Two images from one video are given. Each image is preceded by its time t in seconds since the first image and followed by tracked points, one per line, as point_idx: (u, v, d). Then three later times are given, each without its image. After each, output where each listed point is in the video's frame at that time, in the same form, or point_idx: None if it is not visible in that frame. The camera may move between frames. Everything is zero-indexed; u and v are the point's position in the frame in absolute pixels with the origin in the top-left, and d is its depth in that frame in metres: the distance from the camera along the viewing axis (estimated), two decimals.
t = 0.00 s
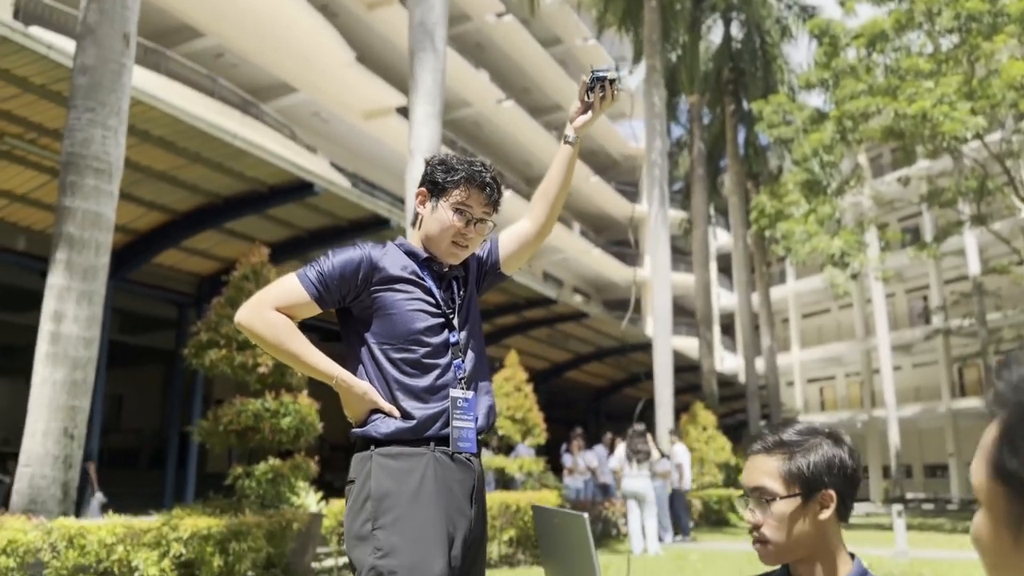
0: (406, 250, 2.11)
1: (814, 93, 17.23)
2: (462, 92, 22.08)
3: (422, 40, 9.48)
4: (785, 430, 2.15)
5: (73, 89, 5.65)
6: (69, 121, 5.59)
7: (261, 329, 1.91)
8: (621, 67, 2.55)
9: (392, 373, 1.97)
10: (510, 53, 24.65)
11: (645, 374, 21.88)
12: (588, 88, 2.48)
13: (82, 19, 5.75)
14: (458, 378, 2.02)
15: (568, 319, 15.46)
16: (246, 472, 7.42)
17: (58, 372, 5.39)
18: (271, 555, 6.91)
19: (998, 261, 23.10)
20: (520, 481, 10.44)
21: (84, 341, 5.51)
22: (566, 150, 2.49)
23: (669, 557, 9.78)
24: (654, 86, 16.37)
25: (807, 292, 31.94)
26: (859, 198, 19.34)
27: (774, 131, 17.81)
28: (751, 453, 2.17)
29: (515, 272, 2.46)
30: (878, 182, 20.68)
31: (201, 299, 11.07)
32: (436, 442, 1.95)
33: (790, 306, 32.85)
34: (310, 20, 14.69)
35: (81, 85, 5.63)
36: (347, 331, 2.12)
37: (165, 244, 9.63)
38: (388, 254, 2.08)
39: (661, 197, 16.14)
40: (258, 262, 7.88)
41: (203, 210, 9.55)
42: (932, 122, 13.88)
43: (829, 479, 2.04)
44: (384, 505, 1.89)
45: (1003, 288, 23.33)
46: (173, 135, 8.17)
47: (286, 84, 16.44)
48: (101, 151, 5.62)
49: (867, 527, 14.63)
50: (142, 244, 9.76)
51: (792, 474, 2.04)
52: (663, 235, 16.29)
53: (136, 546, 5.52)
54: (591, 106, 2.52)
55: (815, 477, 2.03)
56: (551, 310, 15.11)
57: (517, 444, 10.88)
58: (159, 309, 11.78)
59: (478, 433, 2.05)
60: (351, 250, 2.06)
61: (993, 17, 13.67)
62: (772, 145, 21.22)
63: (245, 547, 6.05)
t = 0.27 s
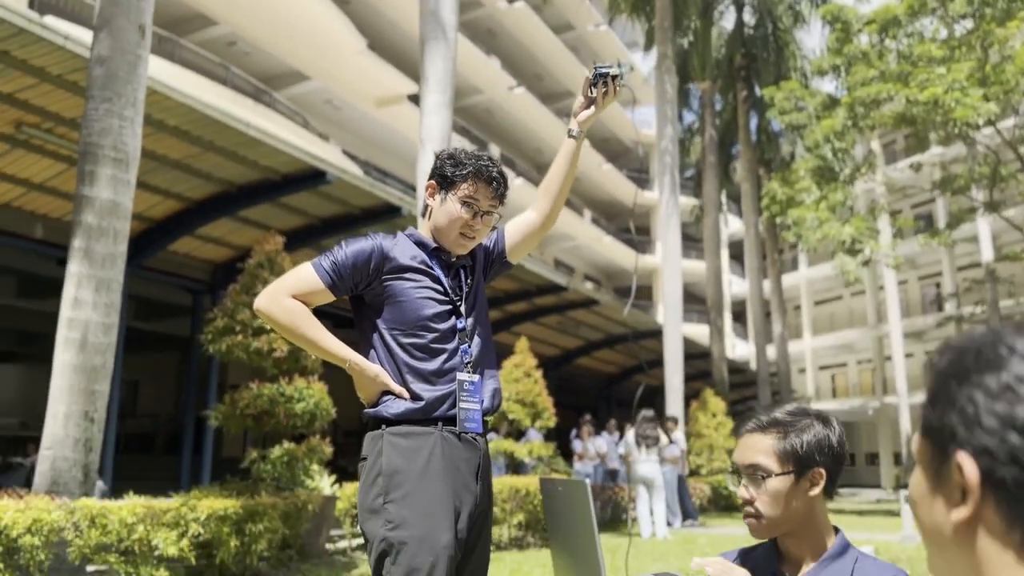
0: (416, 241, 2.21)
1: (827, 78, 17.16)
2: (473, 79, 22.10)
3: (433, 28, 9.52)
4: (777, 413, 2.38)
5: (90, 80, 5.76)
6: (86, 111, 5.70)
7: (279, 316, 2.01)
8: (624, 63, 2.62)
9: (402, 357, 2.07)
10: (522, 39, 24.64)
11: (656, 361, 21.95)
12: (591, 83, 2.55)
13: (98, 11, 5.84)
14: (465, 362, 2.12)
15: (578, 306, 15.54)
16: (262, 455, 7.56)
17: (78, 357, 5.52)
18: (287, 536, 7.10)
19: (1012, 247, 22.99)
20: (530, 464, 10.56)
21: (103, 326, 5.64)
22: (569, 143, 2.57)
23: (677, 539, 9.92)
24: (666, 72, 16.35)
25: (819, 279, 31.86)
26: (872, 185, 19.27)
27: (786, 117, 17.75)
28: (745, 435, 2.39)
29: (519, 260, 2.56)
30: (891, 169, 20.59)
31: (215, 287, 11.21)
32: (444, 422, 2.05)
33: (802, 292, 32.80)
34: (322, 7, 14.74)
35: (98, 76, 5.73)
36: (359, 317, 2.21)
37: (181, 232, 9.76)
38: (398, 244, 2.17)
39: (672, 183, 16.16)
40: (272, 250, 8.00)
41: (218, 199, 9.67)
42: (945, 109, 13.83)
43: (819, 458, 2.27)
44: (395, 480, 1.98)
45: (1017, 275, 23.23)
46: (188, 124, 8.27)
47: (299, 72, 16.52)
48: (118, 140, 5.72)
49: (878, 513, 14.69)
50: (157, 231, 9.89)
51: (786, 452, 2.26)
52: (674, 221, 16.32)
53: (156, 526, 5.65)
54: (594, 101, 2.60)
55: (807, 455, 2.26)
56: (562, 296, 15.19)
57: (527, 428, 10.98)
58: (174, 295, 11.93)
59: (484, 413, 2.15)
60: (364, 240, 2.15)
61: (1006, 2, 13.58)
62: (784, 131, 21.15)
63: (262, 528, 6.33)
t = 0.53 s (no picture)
0: (425, 235, 2.29)
1: (839, 65, 17.11)
2: (484, 67, 22.13)
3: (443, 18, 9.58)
4: (764, 403, 2.47)
5: (107, 73, 5.86)
6: (103, 104, 5.79)
7: (295, 307, 2.10)
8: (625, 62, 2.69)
9: (412, 346, 2.16)
10: (533, 27, 24.63)
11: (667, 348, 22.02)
12: (594, 83, 2.63)
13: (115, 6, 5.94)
14: (471, 352, 2.21)
15: (588, 294, 15.62)
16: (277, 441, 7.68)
17: (96, 345, 5.64)
18: (301, 520, 7.21)
19: None
20: (540, 450, 10.67)
21: (121, 315, 5.76)
22: (573, 140, 2.64)
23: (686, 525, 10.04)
24: (677, 60, 16.33)
25: (832, 266, 31.80)
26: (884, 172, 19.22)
27: (798, 104, 17.72)
28: (733, 424, 2.48)
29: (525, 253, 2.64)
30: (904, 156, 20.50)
31: (230, 275, 11.31)
32: (451, 408, 2.14)
33: (815, 279, 32.74)
34: None
35: (114, 69, 5.83)
36: (371, 308, 2.30)
37: (196, 221, 9.89)
38: (408, 238, 2.25)
39: (683, 172, 16.18)
40: (286, 240, 8.11)
41: (232, 189, 9.78)
42: (956, 96, 13.80)
43: (805, 446, 2.37)
44: (404, 463, 2.07)
45: None
46: (201, 115, 8.37)
47: (311, 61, 16.60)
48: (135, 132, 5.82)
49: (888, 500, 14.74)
50: (172, 221, 10.02)
51: (773, 441, 2.36)
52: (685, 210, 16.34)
53: (174, 509, 5.77)
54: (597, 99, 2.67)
55: (793, 443, 2.35)
56: (572, 284, 15.26)
57: (538, 415, 11.08)
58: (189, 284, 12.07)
59: (489, 400, 2.24)
60: (376, 235, 2.24)
61: None
62: (797, 118, 21.10)
63: (277, 511, 6.46)
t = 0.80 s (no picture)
0: (433, 229, 2.37)
1: (850, 53, 17.05)
2: (495, 56, 22.14)
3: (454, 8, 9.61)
4: (753, 388, 2.50)
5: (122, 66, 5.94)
6: (119, 97, 5.88)
7: (308, 297, 2.18)
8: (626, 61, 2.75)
9: (420, 335, 2.24)
10: (544, 15, 24.59)
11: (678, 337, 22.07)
12: (596, 81, 2.68)
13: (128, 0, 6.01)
14: (476, 341, 2.29)
15: (599, 283, 15.67)
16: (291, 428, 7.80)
17: (112, 334, 5.74)
18: (317, 505, 7.36)
19: None
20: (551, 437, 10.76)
21: (137, 304, 5.87)
22: (575, 136, 2.70)
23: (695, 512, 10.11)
24: (688, 48, 16.30)
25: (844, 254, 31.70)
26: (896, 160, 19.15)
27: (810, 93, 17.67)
28: (723, 408, 2.51)
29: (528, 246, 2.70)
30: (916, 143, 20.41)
31: (243, 265, 11.42)
32: (457, 395, 2.22)
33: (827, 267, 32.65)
34: None
35: (129, 62, 5.91)
36: (381, 298, 2.38)
37: (210, 211, 9.99)
38: (417, 232, 2.33)
39: (694, 160, 16.18)
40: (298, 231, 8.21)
41: (245, 179, 9.88)
42: (968, 83, 13.75)
43: (793, 430, 2.40)
44: (412, 447, 2.15)
45: None
46: (214, 106, 8.45)
47: (323, 51, 16.65)
48: (149, 125, 5.91)
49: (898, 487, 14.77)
50: (186, 211, 10.12)
51: (762, 426, 2.39)
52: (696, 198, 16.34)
53: (190, 494, 5.83)
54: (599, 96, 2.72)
55: (781, 428, 2.39)
56: (583, 273, 15.31)
57: (548, 403, 11.16)
58: (203, 273, 12.18)
59: (494, 387, 2.32)
60: (385, 229, 2.32)
61: None
62: (809, 106, 21.03)
63: (291, 495, 6.55)
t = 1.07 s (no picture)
0: (434, 221, 2.44)
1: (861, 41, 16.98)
2: (505, 46, 22.16)
3: None
4: (738, 371, 2.56)
5: (134, 60, 6.03)
6: (131, 90, 5.98)
7: (313, 287, 2.26)
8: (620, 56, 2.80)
9: (421, 323, 2.32)
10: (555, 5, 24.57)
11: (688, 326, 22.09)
12: (592, 78, 2.74)
13: None
14: (474, 328, 2.37)
15: (609, 273, 15.72)
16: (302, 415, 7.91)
17: (127, 323, 5.86)
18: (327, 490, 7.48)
19: None
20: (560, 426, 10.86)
21: (152, 294, 5.98)
22: (571, 131, 2.76)
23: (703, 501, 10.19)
24: (698, 37, 16.28)
25: (857, 244, 31.60)
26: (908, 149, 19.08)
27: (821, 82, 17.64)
28: (709, 391, 2.58)
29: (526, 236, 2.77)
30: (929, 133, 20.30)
31: (255, 256, 11.54)
32: (456, 379, 2.30)
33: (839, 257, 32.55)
34: None
35: (142, 56, 6.00)
36: (383, 287, 2.46)
37: (222, 202, 10.11)
38: (417, 224, 2.41)
39: (704, 150, 16.18)
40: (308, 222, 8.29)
41: (256, 171, 9.99)
42: (979, 72, 13.70)
43: (775, 414, 2.47)
44: (413, 429, 2.23)
45: None
46: (226, 98, 8.55)
47: (333, 42, 16.72)
48: (161, 118, 6.01)
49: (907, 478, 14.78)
50: (199, 202, 10.24)
51: (746, 409, 2.46)
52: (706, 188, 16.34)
53: (204, 479, 5.97)
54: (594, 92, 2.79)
55: (764, 411, 2.46)
56: (593, 263, 15.36)
57: (557, 392, 11.24)
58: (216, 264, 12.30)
59: (492, 371, 2.40)
60: (388, 221, 2.39)
61: None
62: (820, 95, 20.96)
63: (302, 481, 6.67)
